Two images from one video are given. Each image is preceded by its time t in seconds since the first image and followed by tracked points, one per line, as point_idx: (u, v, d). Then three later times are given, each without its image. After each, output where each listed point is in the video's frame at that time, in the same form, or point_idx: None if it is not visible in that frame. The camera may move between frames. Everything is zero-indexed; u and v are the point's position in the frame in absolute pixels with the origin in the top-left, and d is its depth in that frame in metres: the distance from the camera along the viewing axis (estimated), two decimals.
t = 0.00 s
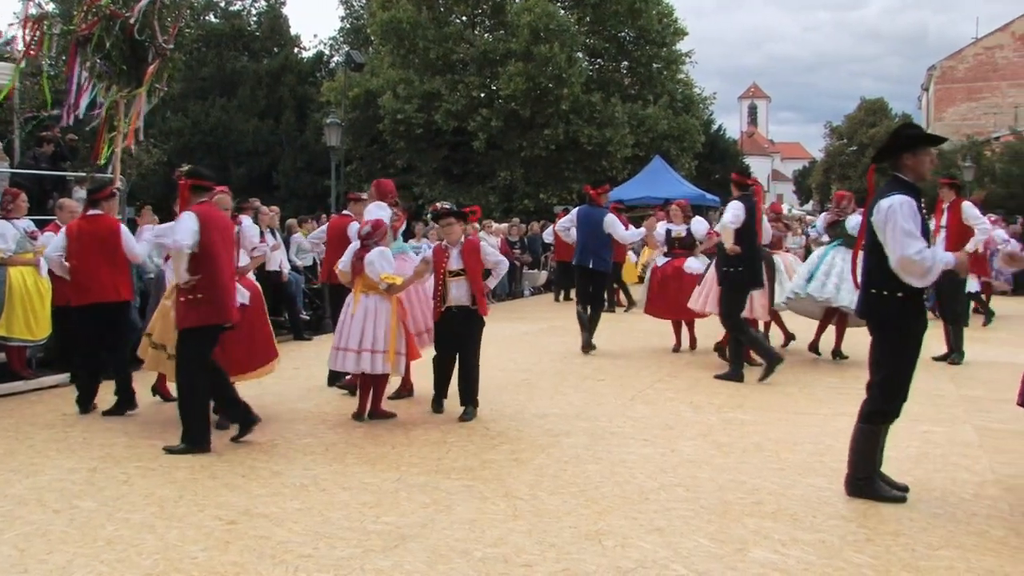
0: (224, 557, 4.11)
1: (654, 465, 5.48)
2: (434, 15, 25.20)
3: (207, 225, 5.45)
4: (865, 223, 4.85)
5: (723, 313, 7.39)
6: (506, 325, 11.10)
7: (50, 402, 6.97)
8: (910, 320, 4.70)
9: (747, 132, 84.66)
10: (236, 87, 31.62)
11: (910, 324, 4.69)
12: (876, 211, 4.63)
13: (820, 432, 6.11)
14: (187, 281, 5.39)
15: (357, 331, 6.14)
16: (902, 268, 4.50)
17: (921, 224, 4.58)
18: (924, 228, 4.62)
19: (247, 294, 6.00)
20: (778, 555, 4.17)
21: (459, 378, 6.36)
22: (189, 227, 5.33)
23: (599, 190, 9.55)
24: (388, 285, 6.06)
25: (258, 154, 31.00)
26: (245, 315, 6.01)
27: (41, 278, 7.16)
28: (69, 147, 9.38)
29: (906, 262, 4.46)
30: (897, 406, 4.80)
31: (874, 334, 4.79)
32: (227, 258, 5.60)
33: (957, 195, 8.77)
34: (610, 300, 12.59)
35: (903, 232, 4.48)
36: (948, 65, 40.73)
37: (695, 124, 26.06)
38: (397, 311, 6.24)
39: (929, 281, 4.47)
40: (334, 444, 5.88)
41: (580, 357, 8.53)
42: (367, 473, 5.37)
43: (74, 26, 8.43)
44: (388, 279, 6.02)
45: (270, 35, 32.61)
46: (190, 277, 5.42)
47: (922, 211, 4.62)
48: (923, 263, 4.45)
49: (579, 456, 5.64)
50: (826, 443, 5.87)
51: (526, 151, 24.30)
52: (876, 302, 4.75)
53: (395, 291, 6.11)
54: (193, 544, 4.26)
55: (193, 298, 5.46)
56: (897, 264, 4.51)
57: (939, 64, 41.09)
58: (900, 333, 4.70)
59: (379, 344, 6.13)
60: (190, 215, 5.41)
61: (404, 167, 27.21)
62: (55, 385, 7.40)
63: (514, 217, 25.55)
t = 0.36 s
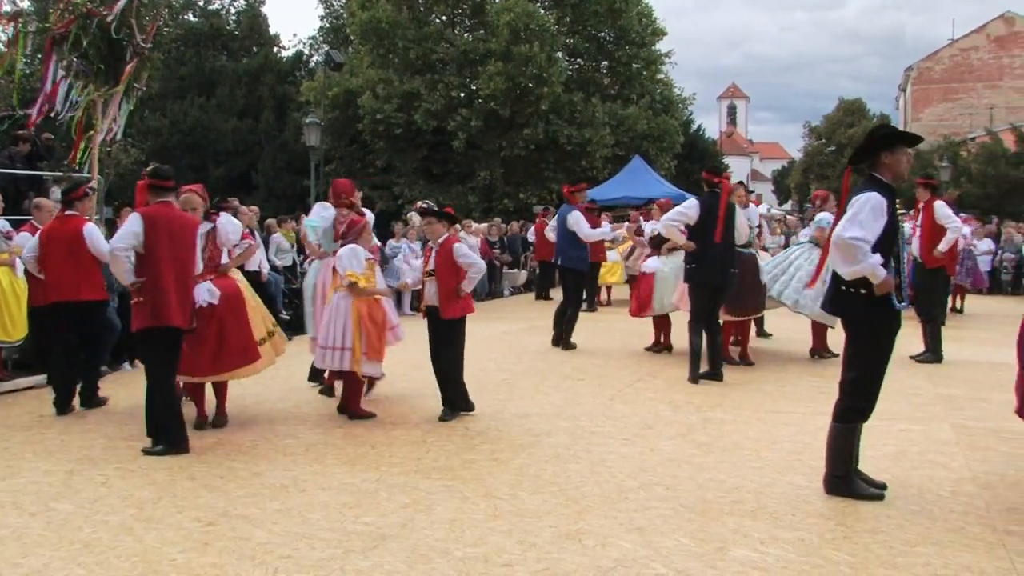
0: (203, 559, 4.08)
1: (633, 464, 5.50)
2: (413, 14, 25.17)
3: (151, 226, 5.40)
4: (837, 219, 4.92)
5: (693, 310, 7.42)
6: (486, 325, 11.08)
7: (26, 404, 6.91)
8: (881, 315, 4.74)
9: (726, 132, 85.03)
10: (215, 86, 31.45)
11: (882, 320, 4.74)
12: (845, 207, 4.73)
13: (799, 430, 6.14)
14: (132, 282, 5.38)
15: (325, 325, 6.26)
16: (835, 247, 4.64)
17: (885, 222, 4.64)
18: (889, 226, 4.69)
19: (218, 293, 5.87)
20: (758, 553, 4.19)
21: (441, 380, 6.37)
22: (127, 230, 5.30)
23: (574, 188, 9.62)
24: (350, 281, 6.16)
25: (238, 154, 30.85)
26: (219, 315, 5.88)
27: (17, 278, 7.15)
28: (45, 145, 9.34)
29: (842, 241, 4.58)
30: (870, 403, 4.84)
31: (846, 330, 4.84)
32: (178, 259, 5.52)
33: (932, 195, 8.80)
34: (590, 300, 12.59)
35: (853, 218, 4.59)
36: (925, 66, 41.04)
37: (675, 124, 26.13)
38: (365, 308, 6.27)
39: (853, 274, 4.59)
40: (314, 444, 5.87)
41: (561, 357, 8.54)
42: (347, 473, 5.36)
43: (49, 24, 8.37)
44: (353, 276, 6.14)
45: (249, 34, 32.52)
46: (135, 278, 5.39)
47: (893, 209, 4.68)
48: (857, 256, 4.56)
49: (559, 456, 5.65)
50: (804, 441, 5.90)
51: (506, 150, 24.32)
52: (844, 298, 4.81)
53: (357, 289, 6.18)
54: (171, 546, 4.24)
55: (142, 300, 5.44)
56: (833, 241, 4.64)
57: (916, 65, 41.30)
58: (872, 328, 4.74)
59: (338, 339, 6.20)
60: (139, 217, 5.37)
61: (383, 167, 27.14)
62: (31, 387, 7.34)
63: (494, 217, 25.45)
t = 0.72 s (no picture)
0: (181, 561, 4.06)
1: (611, 464, 5.51)
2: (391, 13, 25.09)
3: (105, 224, 5.37)
4: (818, 220, 4.96)
5: (670, 309, 7.46)
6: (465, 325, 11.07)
7: None
8: (862, 317, 4.77)
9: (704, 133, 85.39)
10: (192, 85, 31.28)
11: (863, 323, 4.77)
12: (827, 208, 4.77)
13: (777, 429, 6.16)
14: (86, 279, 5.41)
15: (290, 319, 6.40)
16: (827, 246, 4.65)
17: (866, 222, 4.71)
18: (867, 226, 4.73)
19: (191, 295, 5.80)
20: (735, 552, 4.21)
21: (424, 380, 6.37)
22: (80, 229, 5.31)
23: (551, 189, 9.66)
24: (311, 273, 6.25)
25: (214, 154, 30.68)
26: (191, 317, 5.83)
27: None
28: (21, 145, 9.29)
29: (836, 241, 4.60)
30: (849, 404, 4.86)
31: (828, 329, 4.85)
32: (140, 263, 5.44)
33: (904, 195, 8.92)
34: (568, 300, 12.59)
35: (842, 216, 4.62)
36: (900, 67, 41.26)
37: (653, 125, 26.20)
38: (328, 309, 6.28)
39: (849, 272, 4.63)
40: (292, 445, 5.85)
41: (539, 357, 8.54)
42: (325, 474, 5.35)
43: (23, 21, 8.29)
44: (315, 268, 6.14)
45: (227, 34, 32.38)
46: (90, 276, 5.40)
47: (871, 210, 4.72)
48: (851, 254, 4.63)
49: (538, 455, 5.67)
50: (781, 440, 5.93)
51: (484, 150, 24.33)
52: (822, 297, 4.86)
53: (314, 283, 6.25)
54: (148, 548, 4.21)
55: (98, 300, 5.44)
56: (823, 240, 4.65)
57: (890, 66, 41.53)
58: (853, 330, 4.77)
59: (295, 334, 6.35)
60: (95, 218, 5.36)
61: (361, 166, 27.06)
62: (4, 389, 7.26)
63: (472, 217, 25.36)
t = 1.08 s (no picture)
0: (156, 563, 4.04)
1: (588, 463, 5.52)
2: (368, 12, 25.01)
3: (51, 224, 5.41)
4: (799, 221, 4.99)
5: (651, 308, 7.47)
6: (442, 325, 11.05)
7: None
8: (844, 317, 4.79)
9: (680, 133, 85.72)
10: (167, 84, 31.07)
11: (846, 323, 4.79)
12: (808, 206, 4.78)
13: (752, 428, 6.19)
14: (40, 277, 5.54)
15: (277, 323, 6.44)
16: (816, 245, 4.62)
17: (846, 219, 4.73)
18: (849, 223, 4.76)
19: (162, 297, 5.77)
20: (711, 550, 4.24)
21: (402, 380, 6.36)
22: (27, 230, 5.46)
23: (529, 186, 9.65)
24: (286, 275, 6.18)
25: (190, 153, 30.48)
26: (160, 319, 5.80)
27: None
28: None
29: (823, 239, 4.58)
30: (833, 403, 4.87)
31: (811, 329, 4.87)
32: (92, 265, 5.38)
33: (878, 193, 9.03)
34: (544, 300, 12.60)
35: (827, 215, 4.61)
36: (875, 67, 41.49)
37: (629, 125, 26.27)
38: (309, 308, 6.27)
39: (838, 270, 4.62)
40: (268, 446, 5.83)
41: (516, 357, 8.54)
42: (301, 475, 5.33)
43: None
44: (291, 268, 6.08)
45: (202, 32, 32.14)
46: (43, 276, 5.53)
47: (851, 208, 4.75)
48: (839, 252, 4.63)
49: (515, 455, 5.67)
50: (756, 439, 5.96)
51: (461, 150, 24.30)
52: (809, 297, 4.86)
53: (291, 285, 6.19)
54: (123, 551, 4.19)
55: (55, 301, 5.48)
56: (812, 238, 4.63)
57: (865, 66, 41.75)
58: (837, 328, 4.78)
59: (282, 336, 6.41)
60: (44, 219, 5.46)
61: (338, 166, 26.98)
62: None
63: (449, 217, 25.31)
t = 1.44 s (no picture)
0: (132, 566, 4.01)
1: (566, 463, 5.53)
2: (345, 12, 24.92)
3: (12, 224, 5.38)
4: (778, 213, 5.00)
5: (629, 302, 7.48)
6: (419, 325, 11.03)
7: None
8: (825, 310, 4.82)
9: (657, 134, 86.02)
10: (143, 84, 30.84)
11: (827, 316, 4.82)
12: (787, 198, 4.79)
13: (730, 427, 6.22)
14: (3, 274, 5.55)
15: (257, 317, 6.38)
16: (797, 236, 4.63)
17: (825, 210, 4.76)
18: (827, 215, 4.79)
19: (130, 287, 5.74)
20: (689, 548, 4.26)
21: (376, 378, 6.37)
22: None
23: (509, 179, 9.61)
24: (268, 271, 6.08)
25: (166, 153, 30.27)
26: (129, 311, 5.76)
27: None
28: None
29: (804, 229, 4.59)
30: (814, 395, 4.87)
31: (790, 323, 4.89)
32: (47, 265, 5.31)
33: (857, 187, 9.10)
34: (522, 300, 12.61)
35: (806, 206, 4.63)
36: (850, 68, 41.75)
37: (607, 125, 26.36)
38: (288, 304, 6.23)
39: (819, 261, 4.61)
40: (245, 446, 5.80)
41: (494, 357, 8.54)
42: (279, 475, 5.31)
43: None
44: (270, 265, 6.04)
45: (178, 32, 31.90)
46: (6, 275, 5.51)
47: (828, 199, 4.77)
48: (820, 242, 4.63)
49: (494, 454, 5.68)
50: (733, 437, 5.99)
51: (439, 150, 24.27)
52: (787, 289, 4.90)
53: (271, 280, 6.10)
54: (98, 554, 4.15)
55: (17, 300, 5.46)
56: (793, 229, 4.64)
57: (841, 67, 42.03)
58: (819, 320, 4.81)
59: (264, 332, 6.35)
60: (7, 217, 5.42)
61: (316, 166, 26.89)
62: None
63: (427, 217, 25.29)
